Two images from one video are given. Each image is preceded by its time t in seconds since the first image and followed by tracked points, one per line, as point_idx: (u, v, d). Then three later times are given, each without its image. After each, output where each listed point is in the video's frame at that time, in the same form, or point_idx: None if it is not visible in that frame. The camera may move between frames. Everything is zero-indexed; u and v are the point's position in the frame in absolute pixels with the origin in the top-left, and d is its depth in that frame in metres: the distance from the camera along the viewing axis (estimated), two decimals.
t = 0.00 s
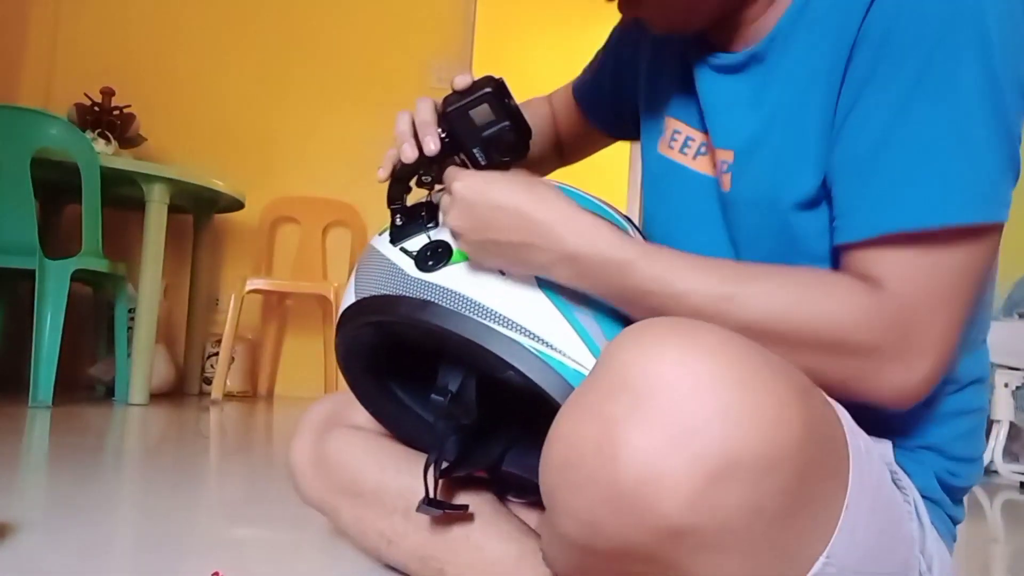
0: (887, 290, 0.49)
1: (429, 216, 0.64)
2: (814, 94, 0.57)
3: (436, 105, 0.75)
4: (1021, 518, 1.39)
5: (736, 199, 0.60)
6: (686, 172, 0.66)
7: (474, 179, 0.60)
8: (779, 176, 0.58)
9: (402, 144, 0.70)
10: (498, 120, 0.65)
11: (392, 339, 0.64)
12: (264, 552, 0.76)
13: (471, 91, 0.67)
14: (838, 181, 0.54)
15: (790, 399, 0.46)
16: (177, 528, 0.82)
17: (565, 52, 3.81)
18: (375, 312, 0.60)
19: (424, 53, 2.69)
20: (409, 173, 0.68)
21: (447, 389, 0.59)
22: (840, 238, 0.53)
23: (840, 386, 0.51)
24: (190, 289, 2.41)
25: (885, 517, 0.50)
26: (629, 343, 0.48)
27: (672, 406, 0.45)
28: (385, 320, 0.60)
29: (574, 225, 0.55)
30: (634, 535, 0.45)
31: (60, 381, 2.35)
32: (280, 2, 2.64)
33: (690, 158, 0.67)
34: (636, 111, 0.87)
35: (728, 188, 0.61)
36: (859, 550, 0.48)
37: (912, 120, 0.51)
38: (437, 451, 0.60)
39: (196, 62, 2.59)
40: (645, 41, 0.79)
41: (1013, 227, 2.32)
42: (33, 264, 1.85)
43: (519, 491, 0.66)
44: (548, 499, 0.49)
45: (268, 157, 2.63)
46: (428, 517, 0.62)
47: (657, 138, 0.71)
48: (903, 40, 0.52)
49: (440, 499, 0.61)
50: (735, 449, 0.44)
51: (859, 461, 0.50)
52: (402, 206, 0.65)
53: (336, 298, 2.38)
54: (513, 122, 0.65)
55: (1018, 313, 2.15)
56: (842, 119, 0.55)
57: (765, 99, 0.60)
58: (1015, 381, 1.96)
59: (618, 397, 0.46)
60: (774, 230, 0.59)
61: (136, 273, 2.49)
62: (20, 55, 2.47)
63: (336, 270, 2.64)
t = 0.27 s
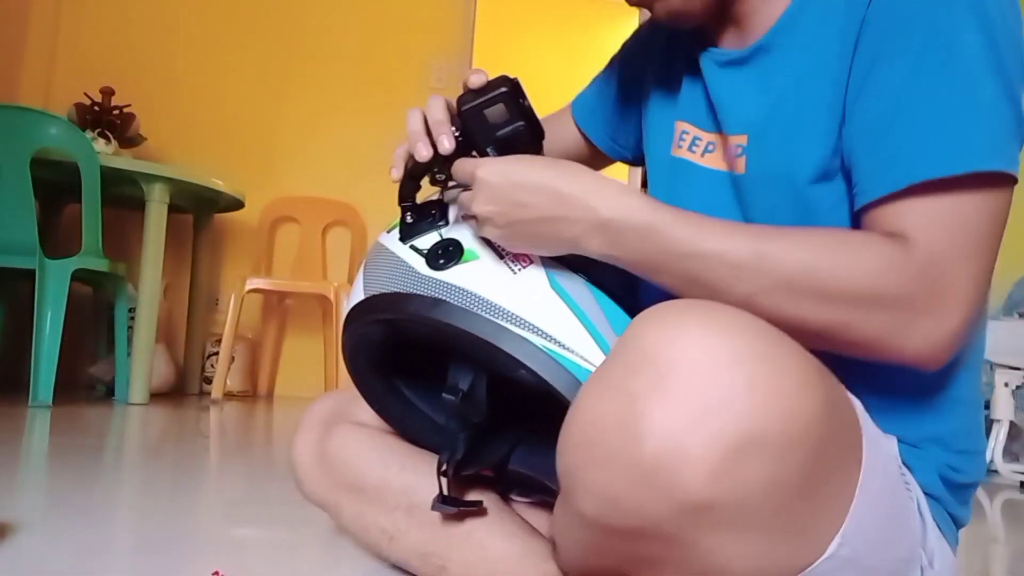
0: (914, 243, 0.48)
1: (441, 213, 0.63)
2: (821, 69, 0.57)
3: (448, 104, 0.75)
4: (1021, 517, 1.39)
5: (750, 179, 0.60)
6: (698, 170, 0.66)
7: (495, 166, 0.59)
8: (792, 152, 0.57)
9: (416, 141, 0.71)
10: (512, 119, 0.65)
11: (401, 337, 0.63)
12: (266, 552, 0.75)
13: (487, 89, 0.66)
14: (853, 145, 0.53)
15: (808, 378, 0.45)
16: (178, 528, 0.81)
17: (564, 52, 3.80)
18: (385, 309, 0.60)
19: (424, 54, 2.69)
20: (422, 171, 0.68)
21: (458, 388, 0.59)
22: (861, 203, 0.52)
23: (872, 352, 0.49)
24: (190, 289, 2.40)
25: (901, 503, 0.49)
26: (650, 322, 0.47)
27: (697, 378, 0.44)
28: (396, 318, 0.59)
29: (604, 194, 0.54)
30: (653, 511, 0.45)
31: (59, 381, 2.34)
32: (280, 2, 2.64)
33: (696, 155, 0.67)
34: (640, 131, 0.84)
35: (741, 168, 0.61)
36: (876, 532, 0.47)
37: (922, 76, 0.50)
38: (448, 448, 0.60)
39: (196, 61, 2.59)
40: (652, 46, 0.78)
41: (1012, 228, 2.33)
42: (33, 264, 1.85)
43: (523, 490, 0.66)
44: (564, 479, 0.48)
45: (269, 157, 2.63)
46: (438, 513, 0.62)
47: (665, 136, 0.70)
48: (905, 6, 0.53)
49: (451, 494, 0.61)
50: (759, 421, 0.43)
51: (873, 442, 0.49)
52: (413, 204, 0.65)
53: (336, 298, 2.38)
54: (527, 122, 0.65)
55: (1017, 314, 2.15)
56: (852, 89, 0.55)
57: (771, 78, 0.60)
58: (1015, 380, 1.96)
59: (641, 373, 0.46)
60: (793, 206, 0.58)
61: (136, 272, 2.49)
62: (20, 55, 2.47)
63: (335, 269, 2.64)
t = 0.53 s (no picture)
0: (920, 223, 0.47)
1: (442, 216, 0.63)
2: (816, 60, 0.57)
3: (449, 108, 0.75)
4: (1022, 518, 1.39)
5: (752, 173, 0.60)
6: (698, 172, 0.66)
7: (501, 181, 0.59)
8: (790, 143, 0.58)
9: (418, 143, 0.71)
10: (515, 125, 0.65)
11: (402, 338, 0.63)
12: (266, 552, 0.76)
13: (490, 95, 0.66)
14: (852, 131, 0.53)
15: (813, 367, 0.45)
16: (179, 528, 0.82)
17: (565, 52, 3.80)
18: (386, 312, 0.60)
19: (424, 53, 2.68)
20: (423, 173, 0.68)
21: (459, 389, 0.59)
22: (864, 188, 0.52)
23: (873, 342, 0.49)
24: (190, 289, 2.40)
25: (904, 495, 0.49)
26: (657, 312, 0.47)
27: (703, 367, 0.44)
28: (397, 321, 0.59)
29: (612, 202, 0.54)
30: (659, 498, 0.44)
31: (60, 380, 2.35)
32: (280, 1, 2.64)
33: (697, 156, 0.67)
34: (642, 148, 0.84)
35: (742, 163, 0.61)
36: (876, 522, 0.47)
37: (914, 57, 0.50)
38: (448, 451, 0.60)
39: (196, 61, 2.59)
40: (657, 64, 0.79)
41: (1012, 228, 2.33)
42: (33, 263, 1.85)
43: (524, 490, 0.66)
44: (569, 468, 0.48)
45: (269, 156, 2.63)
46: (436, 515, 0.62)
47: (667, 141, 0.71)
48: None
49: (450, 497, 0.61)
50: (765, 408, 0.43)
51: (876, 433, 0.49)
52: (414, 206, 0.65)
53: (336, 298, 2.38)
54: (529, 129, 0.65)
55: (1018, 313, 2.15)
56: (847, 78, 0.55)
57: (767, 72, 0.61)
58: (1015, 380, 1.96)
59: (649, 361, 0.45)
60: (796, 197, 0.58)
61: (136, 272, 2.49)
62: (21, 55, 2.47)
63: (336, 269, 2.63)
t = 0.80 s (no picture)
0: (919, 220, 0.47)
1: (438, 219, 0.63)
2: (812, 56, 0.57)
3: (443, 110, 0.75)
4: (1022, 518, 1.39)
5: (748, 170, 0.60)
6: (695, 170, 0.66)
7: (499, 183, 0.59)
8: (786, 139, 0.58)
9: (412, 145, 0.71)
10: (509, 127, 0.65)
11: (400, 341, 0.63)
12: (267, 552, 0.76)
13: (483, 97, 0.66)
14: (848, 126, 0.53)
15: (813, 367, 0.45)
16: (178, 528, 0.82)
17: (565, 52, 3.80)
18: (383, 316, 0.60)
19: (424, 53, 2.68)
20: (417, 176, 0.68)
21: (458, 393, 0.59)
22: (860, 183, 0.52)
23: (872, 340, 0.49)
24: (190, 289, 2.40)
25: (904, 496, 0.49)
26: (657, 313, 0.47)
27: (702, 367, 0.44)
28: (394, 324, 0.59)
29: (611, 207, 0.54)
30: (658, 499, 0.44)
31: (60, 380, 2.35)
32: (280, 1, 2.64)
33: (694, 154, 0.67)
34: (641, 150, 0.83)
35: (739, 160, 0.61)
36: (877, 523, 0.47)
37: (908, 52, 0.50)
38: (447, 454, 0.60)
39: (196, 60, 2.59)
40: (656, 64, 0.79)
41: (1011, 228, 2.33)
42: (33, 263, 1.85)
43: (523, 492, 0.66)
44: (569, 470, 0.48)
45: (268, 156, 2.63)
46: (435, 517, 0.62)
47: (665, 141, 0.71)
48: None
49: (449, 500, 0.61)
50: (764, 408, 0.43)
51: (876, 433, 0.49)
52: (409, 209, 0.65)
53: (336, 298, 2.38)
54: (523, 130, 0.65)
55: (1018, 313, 2.15)
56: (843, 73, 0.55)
57: (762, 68, 0.61)
58: (1016, 380, 1.96)
59: (648, 361, 0.45)
60: (793, 192, 0.58)
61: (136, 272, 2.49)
62: (20, 55, 2.47)
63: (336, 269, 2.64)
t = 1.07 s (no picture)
0: (911, 218, 0.47)
1: (433, 220, 0.63)
2: (809, 52, 0.57)
3: (438, 110, 0.75)
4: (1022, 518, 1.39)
5: (744, 168, 0.60)
6: (693, 168, 0.66)
7: (488, 185, 0.60)
8: (783, 136, 0.58)
9: (407, 146, 0.71)
10: (503, 126, 0.65)
11: (397, 343, 0.63)
12: (266, 552, 0.76)
13: (477, 97, 0.66)
14: (843, 124, 0.53)
15: (811, 369, 0.45)
16: (178, 528, 0.82)
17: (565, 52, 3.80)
18: (380, 317, 0.60)
19: (424, 53, 2.68)
20: (412, 177, 0.68)
21: (454, 393, 0.59)
22: (854, 181, 0.52)
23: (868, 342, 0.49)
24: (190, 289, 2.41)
25: (902, 496, 0.49)
26: (654, 315, 0.47)
27: (698, 369, 0.44)
28: (390, 325, 0.59)
29: (600, 209, 0.54)
30: (656, 502, 0.44)
31: (60, 380, 2.35)
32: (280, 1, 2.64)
33: (692, 152, 0.67)
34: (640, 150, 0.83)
35: (736, 158, 0.61)
36: (876, 524, 0.47)
37: (903, 49, 0.50)
38: (445, 454, 0.60)
39: (197, 60, 2.59)
40: (655, 62, 0.79)
41: (1010, 228, 2.33)
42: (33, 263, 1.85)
43: (522, 492, 0.66)
44: (566, 473, 0.48)
45: (268, 155, 2.63)
46: (434, 518, 0.62)
47: (663, 140, 0.71)
48: None
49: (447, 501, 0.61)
50: (761, 411, 0.43)
51: (874, 434, 0.49)
52: (404, 210, 0.65)
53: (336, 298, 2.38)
54: (517, 130, 0.65)
55: (1017, 313, 2.15)
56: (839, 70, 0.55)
57: (759, 66, 0.60)
58: (1016, 380, 1.96)
59: (645, 364, 0.45)
60: (790, 189, 0.58)
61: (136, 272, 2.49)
62: (20, 55, 2.47)
63: (336, 268, 2.64)
